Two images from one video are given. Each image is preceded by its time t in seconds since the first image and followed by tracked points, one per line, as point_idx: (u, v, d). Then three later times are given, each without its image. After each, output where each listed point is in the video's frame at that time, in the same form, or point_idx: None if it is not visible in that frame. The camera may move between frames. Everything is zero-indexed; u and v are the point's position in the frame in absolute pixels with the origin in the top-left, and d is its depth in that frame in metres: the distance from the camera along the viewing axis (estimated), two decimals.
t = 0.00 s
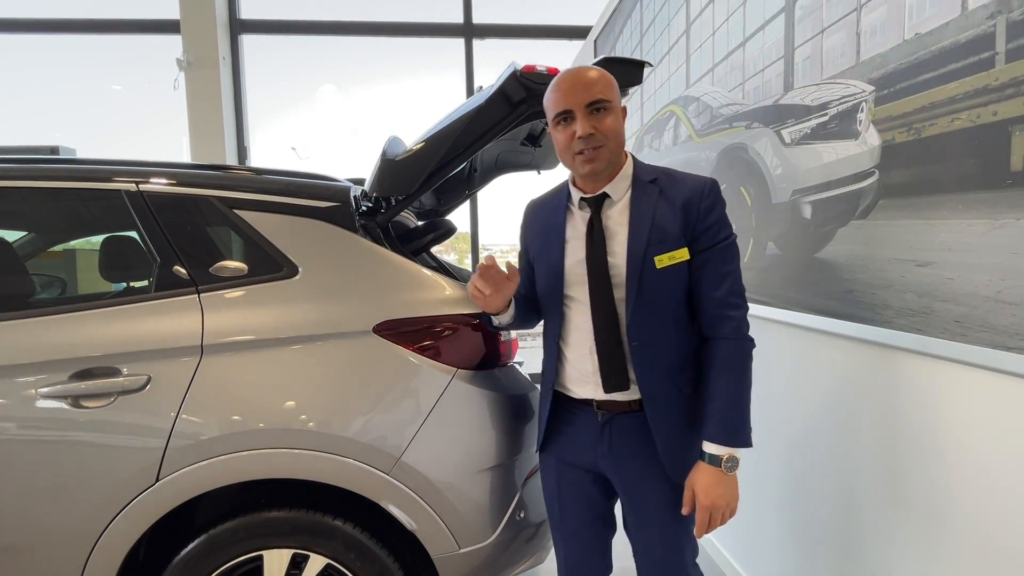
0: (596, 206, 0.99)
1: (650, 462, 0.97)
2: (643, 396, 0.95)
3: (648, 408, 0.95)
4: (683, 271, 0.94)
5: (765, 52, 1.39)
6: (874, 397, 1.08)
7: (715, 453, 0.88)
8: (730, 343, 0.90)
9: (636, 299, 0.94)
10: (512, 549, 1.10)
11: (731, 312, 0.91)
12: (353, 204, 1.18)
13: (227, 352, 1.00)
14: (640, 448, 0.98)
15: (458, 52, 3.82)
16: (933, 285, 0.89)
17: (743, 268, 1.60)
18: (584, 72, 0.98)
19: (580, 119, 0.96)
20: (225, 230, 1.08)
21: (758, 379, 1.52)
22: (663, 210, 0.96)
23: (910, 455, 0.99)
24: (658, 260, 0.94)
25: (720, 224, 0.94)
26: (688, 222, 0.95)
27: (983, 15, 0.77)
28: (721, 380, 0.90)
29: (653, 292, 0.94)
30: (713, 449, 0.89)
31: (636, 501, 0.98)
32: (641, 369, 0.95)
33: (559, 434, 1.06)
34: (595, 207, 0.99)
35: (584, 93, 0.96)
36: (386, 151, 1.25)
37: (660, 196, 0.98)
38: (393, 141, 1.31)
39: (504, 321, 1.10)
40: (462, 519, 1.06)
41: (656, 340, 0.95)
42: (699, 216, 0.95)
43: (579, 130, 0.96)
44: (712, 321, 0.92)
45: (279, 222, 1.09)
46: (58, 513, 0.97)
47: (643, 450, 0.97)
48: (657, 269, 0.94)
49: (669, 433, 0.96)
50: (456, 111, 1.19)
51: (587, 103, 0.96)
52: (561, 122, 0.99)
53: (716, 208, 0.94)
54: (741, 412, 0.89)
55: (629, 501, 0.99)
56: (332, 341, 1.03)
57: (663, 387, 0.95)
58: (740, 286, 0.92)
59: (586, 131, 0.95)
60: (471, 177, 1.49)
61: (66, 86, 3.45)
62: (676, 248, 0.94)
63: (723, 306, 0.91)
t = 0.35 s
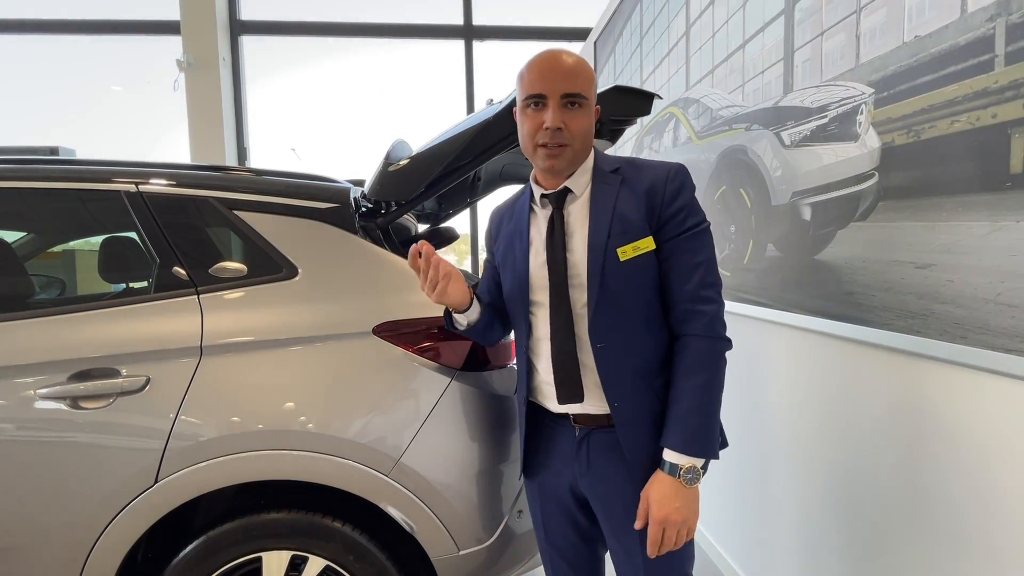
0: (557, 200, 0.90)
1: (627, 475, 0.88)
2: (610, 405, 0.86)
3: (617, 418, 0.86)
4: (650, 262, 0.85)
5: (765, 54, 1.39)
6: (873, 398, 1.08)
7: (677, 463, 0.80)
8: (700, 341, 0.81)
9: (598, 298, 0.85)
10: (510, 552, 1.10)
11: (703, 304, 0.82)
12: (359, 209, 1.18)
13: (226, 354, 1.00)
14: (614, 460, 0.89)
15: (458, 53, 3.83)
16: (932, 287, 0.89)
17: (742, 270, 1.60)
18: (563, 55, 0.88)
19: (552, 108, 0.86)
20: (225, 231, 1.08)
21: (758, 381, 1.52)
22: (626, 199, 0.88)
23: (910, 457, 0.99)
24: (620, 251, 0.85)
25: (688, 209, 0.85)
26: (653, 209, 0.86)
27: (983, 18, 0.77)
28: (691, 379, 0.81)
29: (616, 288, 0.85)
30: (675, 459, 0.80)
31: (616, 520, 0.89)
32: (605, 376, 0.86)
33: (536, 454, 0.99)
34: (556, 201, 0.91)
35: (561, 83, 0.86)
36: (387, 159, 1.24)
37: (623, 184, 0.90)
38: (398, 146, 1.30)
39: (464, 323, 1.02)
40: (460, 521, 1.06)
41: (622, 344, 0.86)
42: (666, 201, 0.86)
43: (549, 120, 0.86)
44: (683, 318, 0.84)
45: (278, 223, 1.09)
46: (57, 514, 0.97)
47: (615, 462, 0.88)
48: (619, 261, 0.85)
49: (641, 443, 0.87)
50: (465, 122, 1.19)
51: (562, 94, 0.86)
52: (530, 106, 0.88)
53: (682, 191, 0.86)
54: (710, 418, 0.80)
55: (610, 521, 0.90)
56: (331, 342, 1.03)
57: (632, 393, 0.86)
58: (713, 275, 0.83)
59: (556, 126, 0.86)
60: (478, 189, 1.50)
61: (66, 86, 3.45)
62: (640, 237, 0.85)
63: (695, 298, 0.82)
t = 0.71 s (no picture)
0: (580, 202, 0.89)
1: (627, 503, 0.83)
2: (605, 427, 0.82)
3: (612, 443, 0.82)
4: (663, 277, 0.77)
5: (766, 57, 1.39)
6: (873, 400, 1.08)
7: (676, 512, 0.71)
8: (716, 373, 0.70)
9: (594, 314, 0.82)
10: (510, 554, 1.10)
11: (720, 330, 0.71)
12: (360, 211, 1.18)
13: (228, 354, 1.00)
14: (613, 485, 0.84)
15: (459, 55, 3.83)
16: (933, 289, 0.89)
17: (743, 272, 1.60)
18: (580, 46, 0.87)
19: (563, 98, 0.85)
20: (226, 232, 1.09)
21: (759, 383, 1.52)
22: (640, 206, 0.81)
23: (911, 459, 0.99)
24: (625, 263, 0.79)
25: (715, 217, 0.74)
26: (668, 218, 0.77)
27: (984, 22, 0.77)
28: (699, 414, 0.71)
29: (620, 303, 0.80)
30: (672, 506, 0.72)
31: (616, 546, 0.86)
32: (603, 395, 0.82)
33: (552, 464, 0.98)
34: (579, 203, 0.89)
35: (570, 73, 0.85)
36: (393, 163, 1.25)
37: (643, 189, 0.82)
38: (405, 151, 1.31)
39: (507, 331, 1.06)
40: (462, 523, 1.06)
41: (625, 362, 0.81)
42: (687, 207, 0.76)
43: (558, 112, 0.85)
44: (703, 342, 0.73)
45: (280, 224, 1.09)
46: (58, 514, 0.97)
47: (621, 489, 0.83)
48: (625, 273, 0.79)
49: (644, 473, 0.81)
50: (473, 141, 1.20)
51: (572, 84, 0.85)
52: (544, 100, 0.89)
53: (710, 196, 0.75)
54: (720, 463, 0.70)
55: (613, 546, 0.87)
56: (332, 343, 1.03)
57: (634, 417, 0.81)
58: (739, 295, 0.71)
59: (566, 116, 0.85)
60: (483, 205, 1.51)
61: (68, 87, 3.46)
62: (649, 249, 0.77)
63: (712, 321, 0.71)
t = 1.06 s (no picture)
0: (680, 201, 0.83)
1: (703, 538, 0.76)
2: (674, 457, 0.77)
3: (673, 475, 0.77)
4: (740, 311, 0.64)
5: (769, 60, 1.40)
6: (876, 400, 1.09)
7: None
8: (790, 451, 0.55)
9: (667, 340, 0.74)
10: (515, 552, 1.11)
11: (800, 394, 0.55)
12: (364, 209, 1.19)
13: (237, 353, 1.02)
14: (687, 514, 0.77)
15: (463, 55, 3.85)
16: (933, 290, 0.90)
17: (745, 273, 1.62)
18: (670, 21, 0.73)
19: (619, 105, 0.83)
20: (233, 232, 1.10)
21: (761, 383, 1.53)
22: (728, 221, 0.67)
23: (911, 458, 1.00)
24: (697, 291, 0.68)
25: (813, 243, 0.55)
26: (753, 241, 0.62)
27: (985, 27, 0.78)
28: (768, 486, 0.58)
29: (693, 334, 0.70)
30: None
31: None
32: (667, 425, 0.77)
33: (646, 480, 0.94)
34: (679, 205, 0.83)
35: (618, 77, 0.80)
36: (400, 167, 1.25)
37: (738, 197, 0.67)
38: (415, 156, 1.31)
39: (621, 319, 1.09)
40: (467, 520, 1.07)
41: (701, 396, 0.72)
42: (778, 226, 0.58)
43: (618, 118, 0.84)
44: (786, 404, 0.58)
45: (287, 225, 1.11)
46: (69, 510, 0.98)
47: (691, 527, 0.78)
48: (698, 302, 0.69)
49: (713, 517, 0.74)
50: (482, 155, 1.23)
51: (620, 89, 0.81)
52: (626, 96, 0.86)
53: (811, 216, 0.56)
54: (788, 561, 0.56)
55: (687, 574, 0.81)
56: (340, 342, 1.05)
57: (704, 457, 0.73)
58: (831, 354, 0.53)
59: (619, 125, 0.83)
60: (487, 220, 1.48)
61: (75, 87, 3.48)
62: (724, 279, 0.65)
63: (793, 383, 0.56)
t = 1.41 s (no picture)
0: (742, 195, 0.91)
1: (745, 520, 0.80)
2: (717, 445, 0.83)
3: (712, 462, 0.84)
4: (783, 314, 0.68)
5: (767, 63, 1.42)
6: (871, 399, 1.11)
7: None
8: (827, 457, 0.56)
9: (716, 331, 0.80)
10: (514, 547, 1.13)
11: (834, 405, 0.56)
12: (370, 209, 1.23)
13: (244, 349, 1.04)
14: (731, 496, 0.82)
15: (467, 56, 3.87)
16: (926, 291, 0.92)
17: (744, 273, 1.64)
18: (731, 15, 0.75)
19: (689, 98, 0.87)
20: (240, 232, 1.13)
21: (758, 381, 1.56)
22: (775, 226, 0.70)
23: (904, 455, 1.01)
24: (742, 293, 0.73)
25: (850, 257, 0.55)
26: (795, 248, 0.65)
27: (978, 33, 0.79)
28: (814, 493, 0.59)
29: (740, 331, 0.76)
30: None
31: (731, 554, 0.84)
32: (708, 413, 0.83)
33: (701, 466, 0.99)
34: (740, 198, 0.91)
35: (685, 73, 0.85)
36: (409, 169, 1.28)
37: (789, 203, 0.69)
38: (422, 162, 1.34)
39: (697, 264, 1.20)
40: (467, 515, 1.10)
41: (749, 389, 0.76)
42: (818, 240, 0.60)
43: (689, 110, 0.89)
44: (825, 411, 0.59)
45: (292, 225, 1.13)
46: (81, 502, 1.01)
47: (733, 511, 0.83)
48: (742, 302, 0.74)
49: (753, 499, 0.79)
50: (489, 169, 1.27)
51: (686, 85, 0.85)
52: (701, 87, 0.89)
53: (852, 227, 0.56)
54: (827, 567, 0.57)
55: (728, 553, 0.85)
56: (344, 340, 1.07)
57: (743, 443, 0.79)
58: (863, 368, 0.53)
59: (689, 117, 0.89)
60: (486, 231, 1.52)
61: (83, 86, 3.52)
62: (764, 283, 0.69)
63: (829, 392, 0.57)
